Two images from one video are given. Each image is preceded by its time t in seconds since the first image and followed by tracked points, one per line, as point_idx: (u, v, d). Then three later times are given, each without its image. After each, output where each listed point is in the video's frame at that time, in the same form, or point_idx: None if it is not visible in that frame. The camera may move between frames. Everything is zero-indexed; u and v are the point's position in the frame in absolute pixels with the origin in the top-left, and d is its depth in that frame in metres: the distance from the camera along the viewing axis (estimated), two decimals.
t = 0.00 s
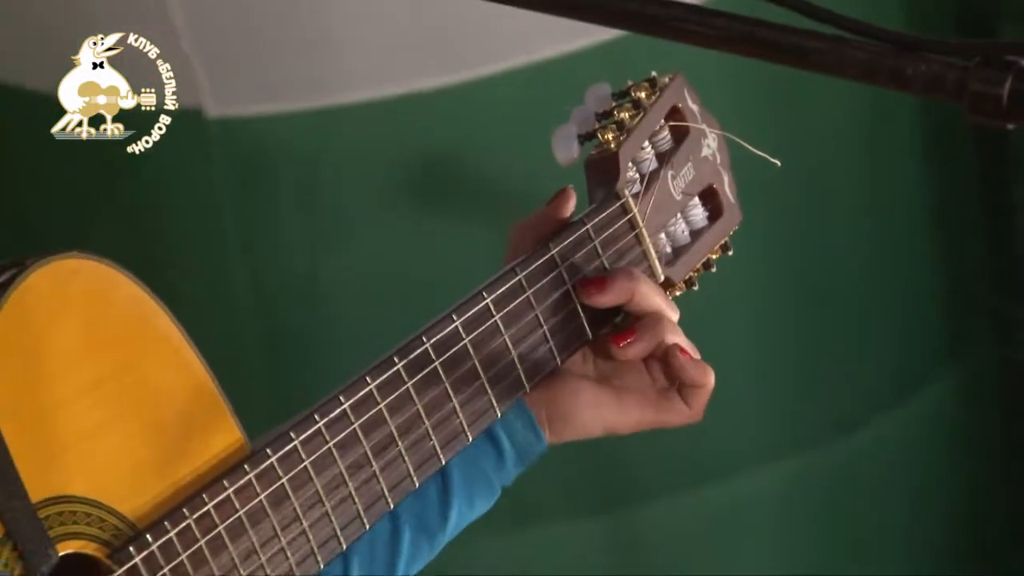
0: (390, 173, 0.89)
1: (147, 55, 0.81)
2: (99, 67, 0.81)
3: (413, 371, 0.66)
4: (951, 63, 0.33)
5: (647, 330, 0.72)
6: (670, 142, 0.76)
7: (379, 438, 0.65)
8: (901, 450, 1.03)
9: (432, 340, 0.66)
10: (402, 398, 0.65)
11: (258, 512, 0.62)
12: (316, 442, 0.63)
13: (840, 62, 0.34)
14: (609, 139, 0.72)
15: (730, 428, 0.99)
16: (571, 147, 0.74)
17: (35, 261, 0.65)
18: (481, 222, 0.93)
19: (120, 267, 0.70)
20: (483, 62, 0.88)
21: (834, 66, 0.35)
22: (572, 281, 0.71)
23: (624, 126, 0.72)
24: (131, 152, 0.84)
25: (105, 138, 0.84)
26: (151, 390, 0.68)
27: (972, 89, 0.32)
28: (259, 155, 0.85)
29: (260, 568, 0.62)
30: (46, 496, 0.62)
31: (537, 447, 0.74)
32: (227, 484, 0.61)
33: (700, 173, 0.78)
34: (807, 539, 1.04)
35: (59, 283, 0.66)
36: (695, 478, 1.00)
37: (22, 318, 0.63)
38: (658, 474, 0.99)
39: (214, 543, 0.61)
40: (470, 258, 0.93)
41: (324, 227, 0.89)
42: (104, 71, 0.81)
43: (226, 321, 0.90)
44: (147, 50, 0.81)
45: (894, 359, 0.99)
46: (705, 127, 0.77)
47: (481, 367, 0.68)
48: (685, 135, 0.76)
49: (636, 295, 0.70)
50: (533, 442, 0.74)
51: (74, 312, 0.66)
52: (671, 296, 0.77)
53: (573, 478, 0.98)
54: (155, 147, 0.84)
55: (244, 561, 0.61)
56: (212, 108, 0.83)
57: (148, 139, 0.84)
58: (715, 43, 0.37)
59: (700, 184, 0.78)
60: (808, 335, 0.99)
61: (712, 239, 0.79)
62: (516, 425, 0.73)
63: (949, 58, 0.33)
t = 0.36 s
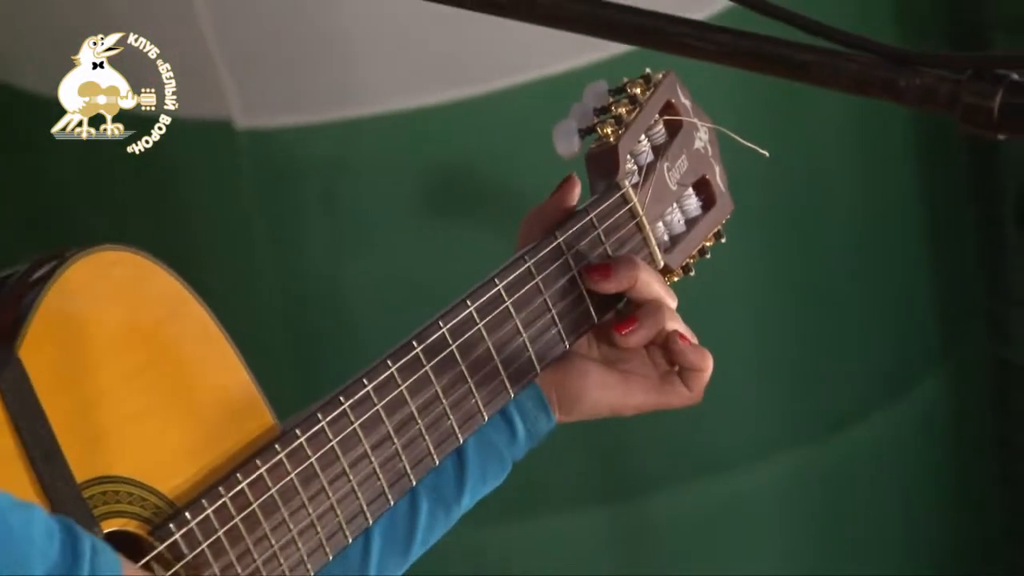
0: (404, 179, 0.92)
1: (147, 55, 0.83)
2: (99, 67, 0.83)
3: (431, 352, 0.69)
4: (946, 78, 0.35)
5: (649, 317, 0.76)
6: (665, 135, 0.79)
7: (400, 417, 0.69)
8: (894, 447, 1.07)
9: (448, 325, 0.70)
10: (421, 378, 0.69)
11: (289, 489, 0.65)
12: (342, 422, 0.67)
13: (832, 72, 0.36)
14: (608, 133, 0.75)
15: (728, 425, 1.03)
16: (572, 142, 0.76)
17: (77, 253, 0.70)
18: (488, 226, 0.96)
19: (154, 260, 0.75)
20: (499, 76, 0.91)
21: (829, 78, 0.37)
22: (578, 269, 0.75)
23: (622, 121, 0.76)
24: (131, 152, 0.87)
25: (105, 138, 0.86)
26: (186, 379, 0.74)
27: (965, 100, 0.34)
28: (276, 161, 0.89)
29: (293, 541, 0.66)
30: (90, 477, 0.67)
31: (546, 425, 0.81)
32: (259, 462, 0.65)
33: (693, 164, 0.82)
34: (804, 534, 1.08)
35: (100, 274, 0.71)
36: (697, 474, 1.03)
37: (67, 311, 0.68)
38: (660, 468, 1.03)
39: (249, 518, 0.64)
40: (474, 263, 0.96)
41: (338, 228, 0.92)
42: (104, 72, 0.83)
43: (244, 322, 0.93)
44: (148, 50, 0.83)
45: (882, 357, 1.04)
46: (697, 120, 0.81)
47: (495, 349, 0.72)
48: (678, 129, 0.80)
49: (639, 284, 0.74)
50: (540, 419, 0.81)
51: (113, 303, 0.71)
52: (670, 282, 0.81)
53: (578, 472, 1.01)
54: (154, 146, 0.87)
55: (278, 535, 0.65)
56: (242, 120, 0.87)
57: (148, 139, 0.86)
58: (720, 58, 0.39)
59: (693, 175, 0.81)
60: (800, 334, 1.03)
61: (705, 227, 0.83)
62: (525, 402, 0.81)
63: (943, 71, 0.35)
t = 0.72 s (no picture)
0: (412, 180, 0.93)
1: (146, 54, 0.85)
2: (99, 67, 0.84)
3: (448, 349, 0.73)
4: (939, 89, 0.38)
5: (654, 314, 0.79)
6: (667, 139, 0.81)
7: (419, 412, 0.72)
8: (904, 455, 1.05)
9: (464, 323, 0.73)
10: (439, 374, 0.72)
11: (315, 481, 0.69)
12: (365, 417, 0.70)
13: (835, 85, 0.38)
14: (614, 138, 0.77)
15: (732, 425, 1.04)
16: (578, 146, 0.77)
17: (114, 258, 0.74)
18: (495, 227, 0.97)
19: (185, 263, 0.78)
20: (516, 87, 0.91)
21: (829, 91, 0.38)
22: (585, 268, 0.78)
23: (627, 125, 0.78)
24: (132, 152, 0.90)
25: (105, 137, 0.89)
26: (214, 379, 0.77)
27: (959, 111, 0.36)
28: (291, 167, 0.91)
29: (318, 531, 0.69)
30: (125, 472, 0.71)
31: (558, 417, 0.85)
32: (287, 456, 0.69)
33: (694, 167, 0.84)
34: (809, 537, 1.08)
35: (135, 277, 0.74)
36: (702, 470, 1.05)
37: (102, 313, 0.72)
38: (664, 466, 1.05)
39: (277, 509, 0.68)
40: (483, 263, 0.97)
41: (350, 230, 0.95)
42: (104, 72, 0.84)
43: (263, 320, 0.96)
44: (147, 50, 0.85)
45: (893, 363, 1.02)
46: (697, 125, 0.83)
47: (509, 346, 0.75)
48: (680, 133, 0.81)
49: (645, 283, 0.77)
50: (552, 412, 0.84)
51: (147, 304, 0.75)
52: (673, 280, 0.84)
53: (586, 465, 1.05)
54: (155, 146, 0.89)
55: (304, 525, 0.69)
56: (271, 130, 0.90)
57: (148, 139, 0.89)
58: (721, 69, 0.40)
59: (694, 177, 0.84)
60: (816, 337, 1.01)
61: (706, 227, 0.85)
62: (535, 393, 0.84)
63: (938, 83, 0.37)
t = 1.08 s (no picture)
0: (424, 186, 0.95)
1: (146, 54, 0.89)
2: (100, 67, 0.87)
3: (463, 345, 0.76)
4: (935, 100, 0.39)
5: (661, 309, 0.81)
6: (677, 146, 0.85)
7: (435, 405, 0.75)
8: (908, 460, 1.05)
9: (478, 320, 0.77)
10: (453, 371, 0.76)
11: (334, 472, 0.72)
12: (381, 411, 0.73)
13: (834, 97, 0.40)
14: (625, 145, 0.80)
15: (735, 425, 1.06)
16: (592, 153, 0.80)
17: (140, 260, 0.77)
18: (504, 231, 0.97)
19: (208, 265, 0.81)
20: (523, 102, 0.91)
21: (831, 102, 0.41)
22: (597, 268, 0.81)
23: (637, 133, 0.80)
24: (132, 151, 0.95)
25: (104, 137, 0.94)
26: (236, 378, 0.81)
27: (952, 122, 0.38)
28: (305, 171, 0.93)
29: (336, 519, 0.72)
30: (149, 463, 0.74)
31: (572, 421, 0.90)
32: (306, 448, 0.72)
33: (703, 172, 0.87)
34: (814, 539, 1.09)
35: (161, 279, 0.78)
36: (703, 464, 1.07)
37: (130, 312, 0.75)
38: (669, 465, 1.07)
39: (296, 499, 0.71)
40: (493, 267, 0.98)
41: (361, 228, 0.97)
42: (104, 71, 0.87)
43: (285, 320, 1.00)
44: (147, 50, 0.89)
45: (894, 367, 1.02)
46: (706, 132, 0.86)
47: (522, 342, 0.78)
48: (689, 140, 0.85)
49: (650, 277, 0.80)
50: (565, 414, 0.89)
51: (173, 304, 0.78)
52: (682, 279, 0.87)
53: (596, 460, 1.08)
54: (155, 146, 0.95)
55: (322, 514, 0.72)
56: (294, 142, 0.94)
57: (148, 139, 0.94)
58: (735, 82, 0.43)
59: (702, 182, 0.87)
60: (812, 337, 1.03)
61: (715, 229, 0.88)
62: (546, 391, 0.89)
63: (932, 95, 0.39)
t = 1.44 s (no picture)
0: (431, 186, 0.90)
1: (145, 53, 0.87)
2: (100, 67, 0.84)
3: (469, 343, 0.78)
4: (930, 113, 0.40)
5: (630, 306, 0.80)
6: (671, 145, 0.83)
7: (442, 402, 0.78)
8: (907, 457, 1.07)
9: (483, 319, 0.79)
10: (460, 368, 0.78)
11: (347, 468, 0.74)
12: (392, 409, 0.76)
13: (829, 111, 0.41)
14: (620, 145, 0.79)
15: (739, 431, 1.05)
16: (588, 152, 0.79)
17: (156, 268, 0.77)
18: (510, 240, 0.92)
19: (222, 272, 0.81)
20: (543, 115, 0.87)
21: (828, 116, 0.41)
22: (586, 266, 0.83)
23: (632, 134, 0.79)
24: (133, 152, 0.95)
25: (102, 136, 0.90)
26: (250, 378, 0.80)
27: (947, 134, 0.39)
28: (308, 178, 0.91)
29: (350, 514, 0.75)
30: (170, 464, 0.73)
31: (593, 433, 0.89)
32: (321, 446, 0.74)
33: (697, 170, 0.86)
34: (814, 534, 1.11)
35: (177, 286, 0.78)
36: (702, 464, 1.08)
37: (148, 318, 0.75)
38: (671, 466, 1.08)
39: (312, 496, 0.73)
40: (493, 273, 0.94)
41: (349, 233, 0.94)
42: (103, 71, 0.84)
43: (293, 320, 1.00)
44: (147, 50, 0.88)
45: (894, 366, 1.03)
46: (699, 130, 0.84)
47: (525, 338, 0.81)
48: (683, 138, 0.83)
49: (620, 270, 0.79)
50: (585, 427, 0.88)
51: (190, 309, 0.78)
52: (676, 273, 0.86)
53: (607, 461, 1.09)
54: (155, 146, 0.93)
55: (337, 508, 0.74)
56: (317, 155, 0.91)
57: (149, 139, 0.93)
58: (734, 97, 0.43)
59: (696, 178, 0.86)
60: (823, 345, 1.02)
61: (707, 223, 0.87)
62: (553, 401, 0.88)
63: (927, 108, 0.40)
